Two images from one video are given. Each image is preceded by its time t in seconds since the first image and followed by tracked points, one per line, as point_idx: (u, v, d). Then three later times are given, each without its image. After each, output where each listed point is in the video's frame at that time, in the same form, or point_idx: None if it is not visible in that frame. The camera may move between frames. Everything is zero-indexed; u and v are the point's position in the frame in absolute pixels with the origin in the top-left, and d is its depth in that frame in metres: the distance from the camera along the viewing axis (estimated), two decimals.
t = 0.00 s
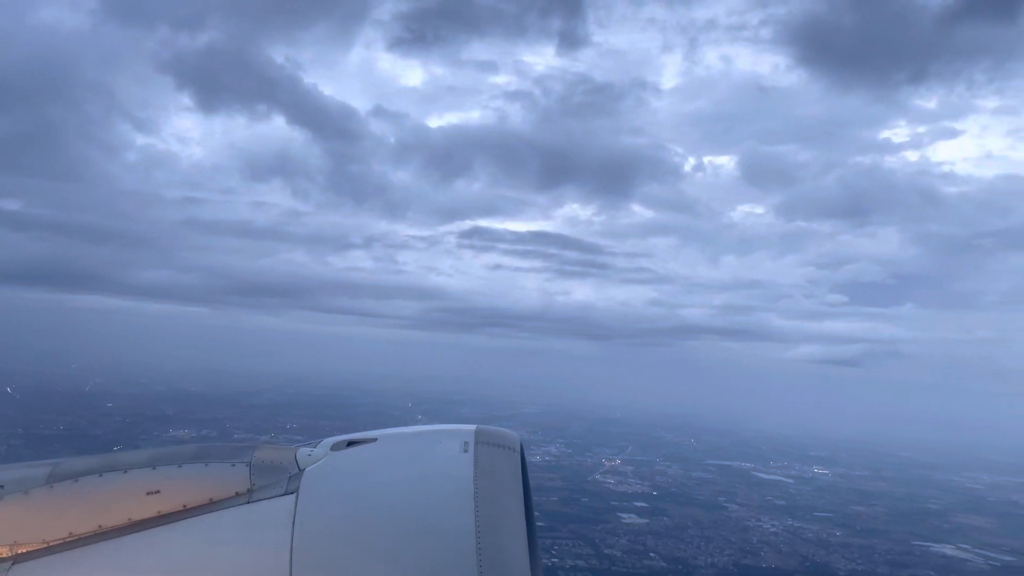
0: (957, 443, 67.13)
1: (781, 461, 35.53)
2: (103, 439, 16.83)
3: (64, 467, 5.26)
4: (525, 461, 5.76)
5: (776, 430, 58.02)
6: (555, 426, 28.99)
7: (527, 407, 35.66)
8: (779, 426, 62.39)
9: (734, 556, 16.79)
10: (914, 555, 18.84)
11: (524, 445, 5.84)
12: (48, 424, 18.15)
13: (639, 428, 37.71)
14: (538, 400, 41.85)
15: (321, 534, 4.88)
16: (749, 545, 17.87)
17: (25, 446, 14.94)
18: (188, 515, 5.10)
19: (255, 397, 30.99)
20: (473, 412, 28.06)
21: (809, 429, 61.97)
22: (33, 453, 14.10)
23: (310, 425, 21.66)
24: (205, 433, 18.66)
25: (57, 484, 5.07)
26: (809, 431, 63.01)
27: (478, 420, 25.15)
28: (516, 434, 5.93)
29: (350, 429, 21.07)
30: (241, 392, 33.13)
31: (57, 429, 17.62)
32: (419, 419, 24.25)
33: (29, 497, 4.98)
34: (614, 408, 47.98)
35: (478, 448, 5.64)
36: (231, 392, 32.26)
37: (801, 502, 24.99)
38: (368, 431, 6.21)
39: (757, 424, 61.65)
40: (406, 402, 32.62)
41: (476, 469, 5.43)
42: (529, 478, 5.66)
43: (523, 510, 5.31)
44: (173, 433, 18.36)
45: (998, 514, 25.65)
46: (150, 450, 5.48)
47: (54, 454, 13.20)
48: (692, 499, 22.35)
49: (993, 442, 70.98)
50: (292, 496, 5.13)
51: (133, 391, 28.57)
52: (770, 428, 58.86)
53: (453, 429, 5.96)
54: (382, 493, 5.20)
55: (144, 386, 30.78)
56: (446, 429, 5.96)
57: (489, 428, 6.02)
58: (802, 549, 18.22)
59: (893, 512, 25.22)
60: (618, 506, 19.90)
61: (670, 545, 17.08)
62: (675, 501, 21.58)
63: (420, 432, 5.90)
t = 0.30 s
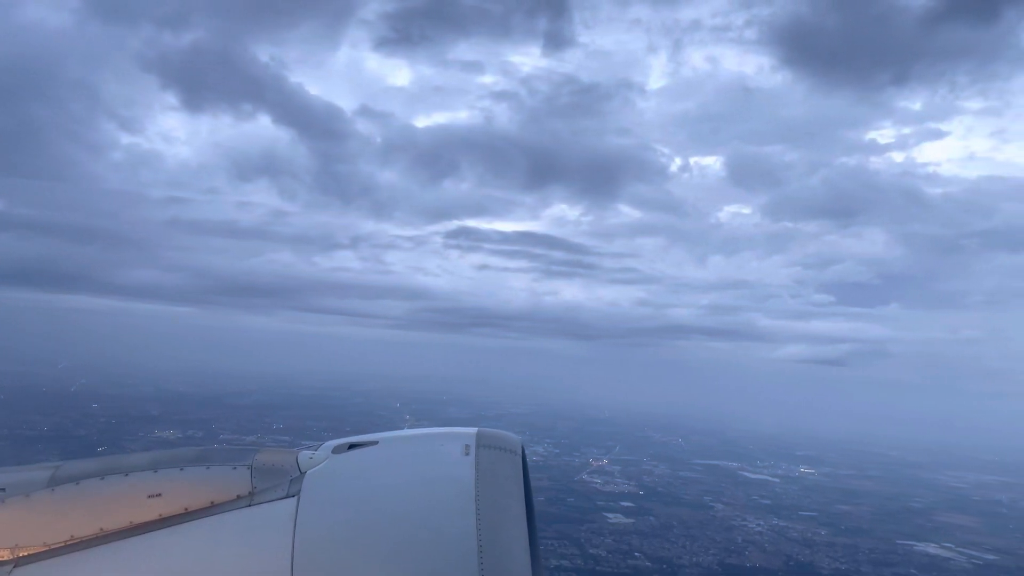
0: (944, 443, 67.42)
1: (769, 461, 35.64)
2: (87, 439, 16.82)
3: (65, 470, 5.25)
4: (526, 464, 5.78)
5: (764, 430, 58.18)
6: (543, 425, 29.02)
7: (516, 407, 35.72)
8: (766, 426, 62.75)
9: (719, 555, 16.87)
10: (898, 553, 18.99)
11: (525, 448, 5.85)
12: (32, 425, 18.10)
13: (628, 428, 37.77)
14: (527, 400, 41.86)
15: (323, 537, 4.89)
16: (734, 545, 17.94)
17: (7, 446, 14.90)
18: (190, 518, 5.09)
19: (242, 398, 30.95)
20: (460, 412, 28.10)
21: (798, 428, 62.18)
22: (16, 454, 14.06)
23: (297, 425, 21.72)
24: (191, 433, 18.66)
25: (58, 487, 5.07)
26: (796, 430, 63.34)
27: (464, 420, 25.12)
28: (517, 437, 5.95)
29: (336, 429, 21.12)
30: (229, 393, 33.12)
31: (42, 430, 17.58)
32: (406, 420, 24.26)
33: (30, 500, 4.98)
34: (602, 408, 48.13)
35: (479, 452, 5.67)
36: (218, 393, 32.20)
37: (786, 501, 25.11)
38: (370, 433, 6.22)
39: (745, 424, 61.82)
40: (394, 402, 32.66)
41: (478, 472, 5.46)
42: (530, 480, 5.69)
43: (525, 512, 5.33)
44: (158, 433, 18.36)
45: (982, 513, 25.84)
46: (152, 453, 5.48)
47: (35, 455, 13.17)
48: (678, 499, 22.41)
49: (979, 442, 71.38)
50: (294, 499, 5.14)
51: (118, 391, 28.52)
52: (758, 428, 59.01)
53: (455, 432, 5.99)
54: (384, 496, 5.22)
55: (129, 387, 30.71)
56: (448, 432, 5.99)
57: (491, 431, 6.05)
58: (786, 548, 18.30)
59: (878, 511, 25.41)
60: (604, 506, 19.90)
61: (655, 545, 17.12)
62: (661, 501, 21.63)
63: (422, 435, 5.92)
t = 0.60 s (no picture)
0: (930, 442, 67.75)
1: (756, 460, 35.69)
2: (70, 440, 16.82)
3: (67, 472, 5.25)
4: (528, 466, 5.78)
5: (752, 429, 58.30)
6: (531, 424, 29.01)
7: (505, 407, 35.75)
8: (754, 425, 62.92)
9: (704, 555, 16.90)
10: (882, 552, 19.06)
11: (525, 451, 5.86)
12: (17, 425, 18.06)
13: (616, 428, 37.79)
14: (516, 400, 41.87)
15: (324, 539, 4.89)
16: (719, 544, 17.97)
17: None
18: (191, 521, 5.08)
19: (230, 398, 30.92)
20: (447, 412, 28.14)
21: (785, 427, 62.33)
22: None
23: (284, 425, 21.79)
24: (176, 433, 18.68)
25: (61, 490, 5.07)
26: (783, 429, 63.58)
27: (448, 420, 25.03)
28: (518, 440, 5.96)
29: (322, 430, 21.19)
30: (216, 393, 33.09)
31: (26, 429, 17.57)
32: (394, 420, 24.33)
33: (32, 503, 4.97)
34: (591, 408, 48.15)
35: (481, 454, 5.67)
36: (205, 393, 32.17)
37: (772, 500, 25.14)
38: (371, 437, 6.22)
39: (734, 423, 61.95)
40: (382, 402, 32.67)
41: (479, 475, 5.46)
42: (531, 481, 5.69)
43: (527, 512, 5.34)
44: (143, 434, 18.37)
45: (966, 512, 26.03)
46: (153, 456, 5.47)
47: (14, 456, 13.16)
48: (664, 499, 22.40)
49: (965, 442, 71.77)
50: (296, 501, 5.14)
51: (104, 392, 28.47)
52: (746, 427, 59.13)
53: (456, 434, 5.99)
54: (386, 498, 5.22)
55: (115, 388, 30.64)
56: (449, 434, 5.99)
57: (492, 434, 6.05)
58: (772, 548, 18.30)
59: (863, 509, 25.51)
60: (590, 505, 19.81)
61: (640, 544, 17.11)
62: (647, 500, 21.62)
63: (424, 437, 5.92)
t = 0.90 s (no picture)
0: (915, 441, 68.11)
1: (743, 460, 35.73)
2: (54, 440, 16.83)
3: (68, 475, 5.24)
4: (528, 468, 5.79)
5: (739, 429, 58.43)
6: (519, 422, 29.01)
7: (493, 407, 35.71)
8: (741, 425, 63.10)
9: (687, 553, 16.93)
10: (864, 551, 19.13)
11: (526, 453, 5.87)
12: None
13: (604, 427, 37.81)
14: (504, 400, 41.88)
15: (326, 541, 4.88)
16: (703, 543, 18.00)
17: None
18: (192, 523, 5.08)
19: (215, 398, 30.87)
20: (434, 412, 28.18)
21: (773, 427, 62.49)
22: None
23: (269, 426, 21.75)
24: (160, 434, 18.72)
25: (62, 492, 5.06)
26: (769, 428, 63.78)
27: (433, 420, 25.01)
28: (520, 442, 5.96)
29: (308, 430, 21.23)
30: (201, 394, 32.97)
31: (8, 430, 17.48)
32: (380, 420, 24.60)
33: (33, 505, 4.97)
34: (579, 408, 48.16)
35: (482, 456, 5.68)
36: (190, 394, 32.14)
37: (757, 499, 25.14)
38: (372, 439, 6.22)
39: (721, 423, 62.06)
40: (369, 403, 32.63)
41: (481, 477, 5.47)
42: (531, 483, 5.70)
43: (528, 513, 5.34)
44: (127, 435, 18.32)
45: (949, 511, 26.22)
46: (154, 458, 5.47)
47: None
48: (649, 498, 22.37)
49: (951, 441, 72.12)
50: (297, 503, 5.14)
51: (88, 393, 28.32)
52: (734, 427, 59.23)
53: (457, 437, 5.99)
54: (388, 499, 5.23)
55: (98, 389, 30.46)
56: (450, 437, 5.99)
57: (493, 436, 6.06)
58: (756, 547, 18.32)
59: (848, 508, 25.60)
60: (575, 505, 19.69)
61: (624, 544, 17.06)
62: (633, 500, 21.58)
63: (425, 439, 5.92)
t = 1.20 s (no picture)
0: (901, 440, 68.42)
1: (729, 459, 35.76)
2: (38, 441, 16.82)
3: (69, 477, 5.25)
4: (529, 470, 5.79)
5: (726, 429, 58.53)
6: (506, 421, 29.07)
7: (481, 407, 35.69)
8: (729, 424, 63.18)
9: (672, 553, 16.94)
10: (848, 549, 19.21)
11: (527, 455, 5.86)
12: None
13: (591, 427, 37.82)
14: (492, 400, 41.88)
15: (327, 543, 4.89)
16: (688, 542, 18.04)
17: None
18: (194, 525, 5.08)
19: (201, 399, 30.85)
20: (420, 412, 28.27)
21: (761, 426, 62.63)
22: None
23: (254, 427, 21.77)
24: (145, 435, 18.75)
25: (63, 494, 5.07)
26: (758, 428, 63.92)
27: (419, 420, 25.06)
28: (521, 444, 5.96)
29: (294, 430, 21.27)
30: (188, 394, 32.91)
31: None
32: (367, 420, 24.56)
33: (34, 507, 4.97)
34: (568, 407, 48.14)
35: (482, 458, 5.67)
36: (175, 395, 32.10)
37: (742, 498, 25.16)
38: (373, 441, 6.22)
39: (708, 421, 62.13)
40: (357, 403, 32.62)
41: (481, 478, 5.47)
42: (532, 484, 5.70)
43: (528, 514, 5.35)
44: (111, 436, 18.32)
45: (933, 509, 26.43)
46: (155, 461, 5.47)
47: None
48: (635, 498, 22.34)
49: (936, 439, 72.46)
50: (298, 505, 5.14)
51: (73, 394, 28.24)
52: (722, 427, 59.30)
53: (458, 438, 5.99)
54: (390, 501, 5.23)
55: (83, 390, 30.36)
56: (451, 438, 6.00)
57: (495, 438, 6.06)
58: (739, 545, 18.34)
59: (833, 507, 25.67)
60: (560, 505, 19.65)
61: (608, 543, 16.97)
62: (618, 499, 21.59)
63: (427, 441, 5.93)
